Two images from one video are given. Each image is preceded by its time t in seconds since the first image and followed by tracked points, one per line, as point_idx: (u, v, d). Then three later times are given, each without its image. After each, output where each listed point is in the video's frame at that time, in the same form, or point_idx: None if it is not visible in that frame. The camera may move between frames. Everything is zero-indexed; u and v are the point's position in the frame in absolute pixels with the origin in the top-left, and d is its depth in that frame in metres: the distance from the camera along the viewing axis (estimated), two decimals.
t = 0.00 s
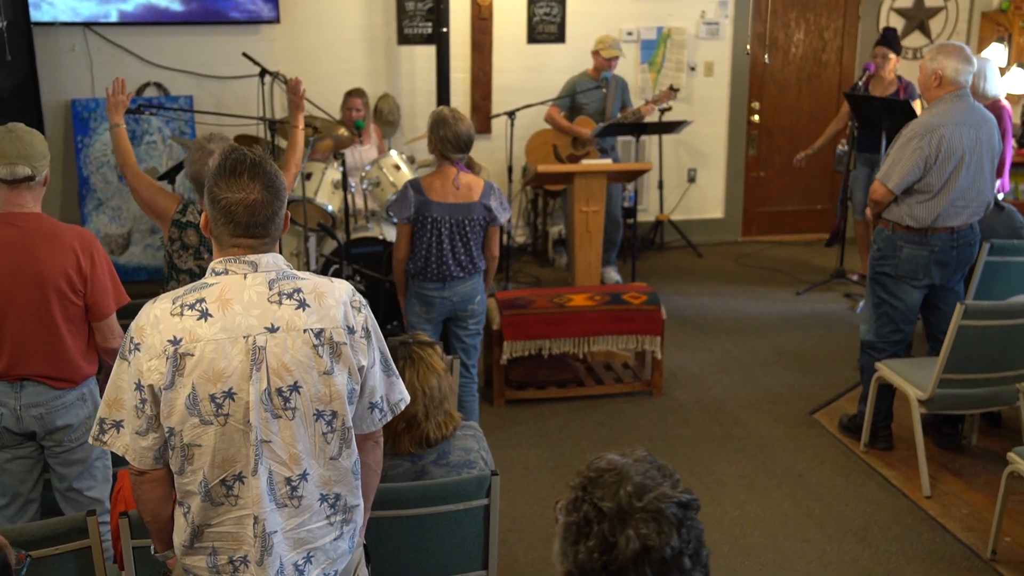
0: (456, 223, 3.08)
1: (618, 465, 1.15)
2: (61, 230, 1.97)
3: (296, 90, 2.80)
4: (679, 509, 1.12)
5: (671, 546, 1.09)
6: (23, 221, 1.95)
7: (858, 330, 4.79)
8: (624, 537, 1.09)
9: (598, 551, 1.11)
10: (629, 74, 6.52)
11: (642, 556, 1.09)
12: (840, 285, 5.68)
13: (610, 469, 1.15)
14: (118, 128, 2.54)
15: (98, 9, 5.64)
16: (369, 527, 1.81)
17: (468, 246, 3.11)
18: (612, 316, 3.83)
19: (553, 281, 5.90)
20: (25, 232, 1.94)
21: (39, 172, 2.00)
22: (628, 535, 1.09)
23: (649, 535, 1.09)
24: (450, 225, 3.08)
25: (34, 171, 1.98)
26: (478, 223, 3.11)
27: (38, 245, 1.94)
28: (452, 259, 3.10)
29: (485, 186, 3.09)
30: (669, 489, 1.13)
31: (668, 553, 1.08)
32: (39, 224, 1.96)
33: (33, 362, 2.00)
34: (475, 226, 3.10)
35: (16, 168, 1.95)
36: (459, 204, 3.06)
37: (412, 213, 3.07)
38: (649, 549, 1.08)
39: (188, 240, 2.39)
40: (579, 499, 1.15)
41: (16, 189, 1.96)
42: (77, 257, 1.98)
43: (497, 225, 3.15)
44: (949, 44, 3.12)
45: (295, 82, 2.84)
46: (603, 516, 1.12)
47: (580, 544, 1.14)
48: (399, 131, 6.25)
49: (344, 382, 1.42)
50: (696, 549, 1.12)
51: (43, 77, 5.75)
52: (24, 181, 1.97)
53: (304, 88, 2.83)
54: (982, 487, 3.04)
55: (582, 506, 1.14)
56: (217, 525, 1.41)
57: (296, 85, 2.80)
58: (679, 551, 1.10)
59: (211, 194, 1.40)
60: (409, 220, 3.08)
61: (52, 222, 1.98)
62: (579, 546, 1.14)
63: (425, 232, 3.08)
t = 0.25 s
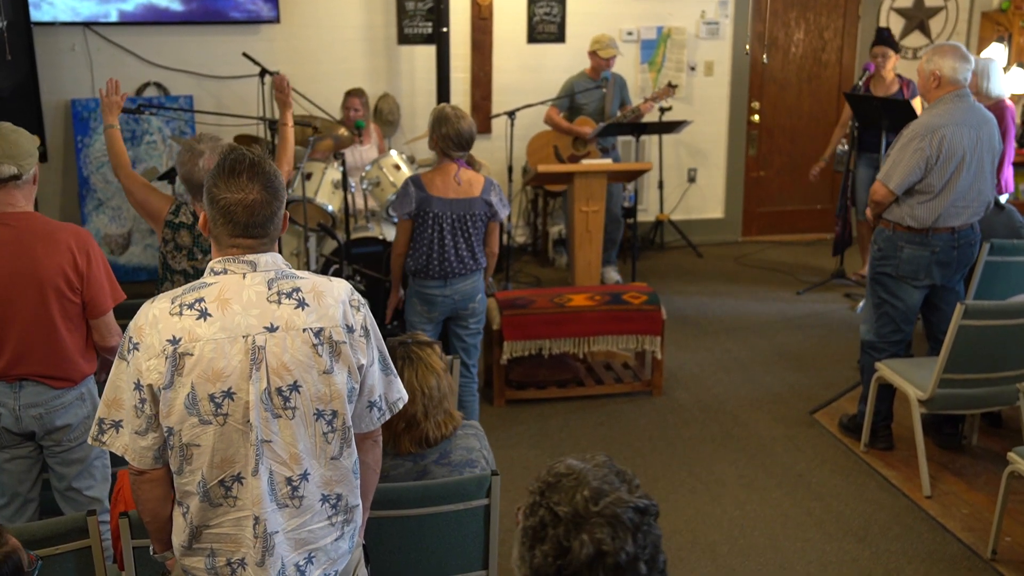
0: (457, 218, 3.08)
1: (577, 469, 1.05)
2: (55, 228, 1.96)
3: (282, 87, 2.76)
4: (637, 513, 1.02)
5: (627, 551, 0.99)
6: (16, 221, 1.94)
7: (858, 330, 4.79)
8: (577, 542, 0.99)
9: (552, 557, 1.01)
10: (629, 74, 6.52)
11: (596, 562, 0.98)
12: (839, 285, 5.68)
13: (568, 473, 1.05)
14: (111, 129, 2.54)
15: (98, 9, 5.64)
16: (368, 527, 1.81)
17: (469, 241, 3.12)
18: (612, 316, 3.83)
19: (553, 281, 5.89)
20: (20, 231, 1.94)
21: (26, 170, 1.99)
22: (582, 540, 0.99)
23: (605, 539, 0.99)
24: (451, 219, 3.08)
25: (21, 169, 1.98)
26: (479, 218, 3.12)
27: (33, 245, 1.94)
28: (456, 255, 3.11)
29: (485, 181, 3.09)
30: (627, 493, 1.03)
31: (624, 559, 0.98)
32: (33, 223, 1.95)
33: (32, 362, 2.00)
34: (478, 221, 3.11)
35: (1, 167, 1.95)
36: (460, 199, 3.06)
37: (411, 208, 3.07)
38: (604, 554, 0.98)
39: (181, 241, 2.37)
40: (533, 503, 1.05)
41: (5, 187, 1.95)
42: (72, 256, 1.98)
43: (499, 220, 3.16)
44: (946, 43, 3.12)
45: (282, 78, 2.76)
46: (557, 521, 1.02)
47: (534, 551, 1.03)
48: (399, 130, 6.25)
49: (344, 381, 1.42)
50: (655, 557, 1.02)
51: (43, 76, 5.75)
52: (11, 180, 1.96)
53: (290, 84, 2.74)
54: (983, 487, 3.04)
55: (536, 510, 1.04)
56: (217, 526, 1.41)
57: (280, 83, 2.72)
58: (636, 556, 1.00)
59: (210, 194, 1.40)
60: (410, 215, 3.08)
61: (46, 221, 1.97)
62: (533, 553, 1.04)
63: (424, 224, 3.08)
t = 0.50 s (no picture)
0: (453, 215, 3.08)
1: (551, 470, 1.02)
2: (51, 230, 1.96)
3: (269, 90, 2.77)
4: (608, 516, 0.98)
5: (594, 553, 0.96)
6: (11, 223, 1.94)
7: (858, 330, 4.79)
8: (545, 541, 0.96)
9: (519, 556, 0.98)
10: (629, 74, 6.52)
11: (564, 562, 0.96)
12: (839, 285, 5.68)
13: (543, 473, 1.02)
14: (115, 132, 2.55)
15: (98, 9, 5.64)
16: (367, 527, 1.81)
17: (466, 239, 3.11)
18: (613, 316, 3.83)
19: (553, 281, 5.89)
20: (15, 233, 1.93)
21: (17, 172, 1.97)
22: (550, 540, 0.96)
23: (573, 540, 0.96)
24: (447, 216, 3.08)
25: (12, 172, 1.95)
26: (476, 216, 3.11)
27: (29, 246, 1.94)
28: (452, 251, 3.10)
29: (483, 179, 3.10)
30: (599, 496, 1.00)
31: (590, 561, 0.95)
32: (28, 225, 1.95)
33: (29, 365, 2.00)
34: (473, 219, 3.11)
35: None
36: (457, 195, 3.07)
37: (408, 204, 3.08)
38: (572, 554, 0.96)
39: (179, 241, 2.37)
40: (505, 503, 1.02)
41: None
42: (68, 257, 1.98)
43: (495, 220, 3.15)
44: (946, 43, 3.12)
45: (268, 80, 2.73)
46: (527, 520, 0.99)
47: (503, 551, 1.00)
48: (399, 131, 6.25)
49: (343, 381, 1.42)
50: (624, 561, 0.98)
51: (43, 77, 5.76)
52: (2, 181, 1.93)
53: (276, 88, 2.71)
54: (983, 487, 3.04)
55: (508, 509, 1.01)
56: (215, 526, 1.41)
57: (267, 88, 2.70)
58: (604, 559, 0.97)
59: (209, 193, 1.40)
60: (406, 211, 3.10)
61: (41, 222, 1.97)
62: (503, 553, 1.01)
63: (421, 222, 3.09)
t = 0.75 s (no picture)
0: (454, 216, 3.08)
1: (558, 467, 1.06)
2: (47, 230, 1.96)
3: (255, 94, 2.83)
4: (600, 514, 1.00)
5: (578, 541, 0.98)
6: (5, 224, 1.93)
7: (857, 331, 4.79)
8: (531, 526, 0.99)
9: (504, 537, 1.01)
10: (629, 75, 6.52)
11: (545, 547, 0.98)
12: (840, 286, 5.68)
13: (550, 470, 1.06)
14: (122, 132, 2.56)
15: (99, 9, 5.64)
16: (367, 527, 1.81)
17: (466, 239, 3.11)
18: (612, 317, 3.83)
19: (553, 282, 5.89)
20: (9, 234, 1.93)
21: (11, 172, 1.95)
22: (537, 526, 0.99)
23: (558, 529, 0.98)
24: (449, 218, 3.08)
25: (5, 172, 1.94)
26: (477, 217, 3.11)
27: (24, 248, 1.93)
28: (452, 252, 3.10)
29: (483, 179, 3.09)
30: (594, 494, 1.02)
31: (568, 552, 0.97)
32: (22, 225, 1.94)
33: (27, 366, 2.00)
34: (474, 219, 3.10)
35: None
36: (458, 197, 3.06)
37: (410, 206, 3.07)
38: (551, 542, 0.98)
39: (179, 242, 2.37)
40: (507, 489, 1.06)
41: None
42: (65, 257, 1.98)
43: (496, 220, 3.14)
44: (945, 45, 3.12)
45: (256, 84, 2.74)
46: (519, 505, 1.02)
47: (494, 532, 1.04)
48: (399, 131, 6.25)
49: (341, 382, 1.42)
50: (606, 562, 0.99)
51: (43, 77, 5.76)
52: None
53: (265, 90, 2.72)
54: (983, 488, 3.04)
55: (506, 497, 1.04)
56: (212, 526, 1.41)
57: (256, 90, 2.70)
58: (583, 554, 0.98)
59: (209, 193, 1.40)
60: (408, 212, 3.09)
61: (37, 223, 1.96)
62: (493, 535, 1.04)
63: (423, 223, 3.09)
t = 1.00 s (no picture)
0: (459, 222, 3.08)
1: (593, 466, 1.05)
2: (43, 233, 1.96)
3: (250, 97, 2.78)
4: (626, 500, 0.99)
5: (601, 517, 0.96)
6: None
7: (857, 331, 4.79)
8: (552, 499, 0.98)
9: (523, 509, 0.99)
10: (629, 75, 6.52)
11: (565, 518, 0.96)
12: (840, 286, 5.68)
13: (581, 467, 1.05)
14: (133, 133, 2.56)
15: (99, 10, 5.64)
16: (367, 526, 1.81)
17: (471, 245, 3.12)
18: (613, 317, 3.83)
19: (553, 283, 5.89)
20: (6, 237, 1.93)
21: (8, 174, 1.95)
22: (556, 500, 0.97)
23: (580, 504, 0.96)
24: (454, 225, 3.07)
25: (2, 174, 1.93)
26: (480, 222, 3.11)
27: (20, 251, 1.93)
28: (456, 259, 3.11)
29: (487, 183, 3.09)
30: (619, 480, 1.01)
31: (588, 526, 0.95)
32: (18, 229, 1.94)
33: (24, 369, 2.00)
34: (477, 226, 3.10)
35: None
36: (462, 205, 3.05)
37: (416, 216, 3.03)
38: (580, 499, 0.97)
39: (182, 243, 2.37)
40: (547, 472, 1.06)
41: None
42: (61, 260, 1.98)
43: (499, 221, 3.16)
44: (947, 45, 3.12)
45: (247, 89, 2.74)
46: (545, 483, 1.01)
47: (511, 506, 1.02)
48: (400, 132, 6.25)
49: (341, 382, 1.42)
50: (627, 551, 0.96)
51: (43, 78, 5.76)
52: None
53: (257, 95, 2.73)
54: (983, 488, 3.04)
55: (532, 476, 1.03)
56: (209, 525, 1.41)
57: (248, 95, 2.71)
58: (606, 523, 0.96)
59: (211, 197, 1.40)
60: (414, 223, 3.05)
61: (33, 225, 1.96)
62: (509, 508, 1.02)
63: (431, 234, 3.07)
